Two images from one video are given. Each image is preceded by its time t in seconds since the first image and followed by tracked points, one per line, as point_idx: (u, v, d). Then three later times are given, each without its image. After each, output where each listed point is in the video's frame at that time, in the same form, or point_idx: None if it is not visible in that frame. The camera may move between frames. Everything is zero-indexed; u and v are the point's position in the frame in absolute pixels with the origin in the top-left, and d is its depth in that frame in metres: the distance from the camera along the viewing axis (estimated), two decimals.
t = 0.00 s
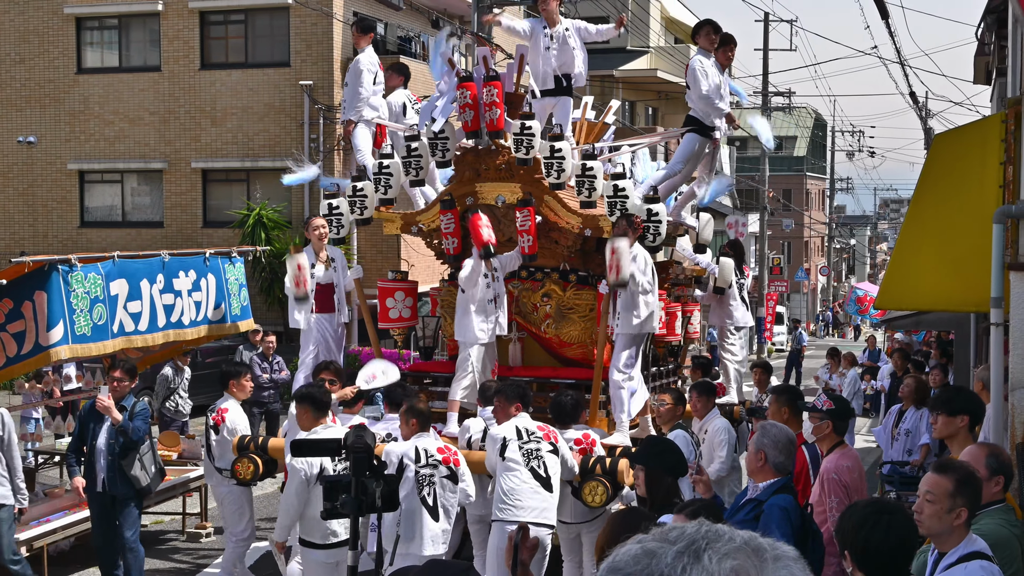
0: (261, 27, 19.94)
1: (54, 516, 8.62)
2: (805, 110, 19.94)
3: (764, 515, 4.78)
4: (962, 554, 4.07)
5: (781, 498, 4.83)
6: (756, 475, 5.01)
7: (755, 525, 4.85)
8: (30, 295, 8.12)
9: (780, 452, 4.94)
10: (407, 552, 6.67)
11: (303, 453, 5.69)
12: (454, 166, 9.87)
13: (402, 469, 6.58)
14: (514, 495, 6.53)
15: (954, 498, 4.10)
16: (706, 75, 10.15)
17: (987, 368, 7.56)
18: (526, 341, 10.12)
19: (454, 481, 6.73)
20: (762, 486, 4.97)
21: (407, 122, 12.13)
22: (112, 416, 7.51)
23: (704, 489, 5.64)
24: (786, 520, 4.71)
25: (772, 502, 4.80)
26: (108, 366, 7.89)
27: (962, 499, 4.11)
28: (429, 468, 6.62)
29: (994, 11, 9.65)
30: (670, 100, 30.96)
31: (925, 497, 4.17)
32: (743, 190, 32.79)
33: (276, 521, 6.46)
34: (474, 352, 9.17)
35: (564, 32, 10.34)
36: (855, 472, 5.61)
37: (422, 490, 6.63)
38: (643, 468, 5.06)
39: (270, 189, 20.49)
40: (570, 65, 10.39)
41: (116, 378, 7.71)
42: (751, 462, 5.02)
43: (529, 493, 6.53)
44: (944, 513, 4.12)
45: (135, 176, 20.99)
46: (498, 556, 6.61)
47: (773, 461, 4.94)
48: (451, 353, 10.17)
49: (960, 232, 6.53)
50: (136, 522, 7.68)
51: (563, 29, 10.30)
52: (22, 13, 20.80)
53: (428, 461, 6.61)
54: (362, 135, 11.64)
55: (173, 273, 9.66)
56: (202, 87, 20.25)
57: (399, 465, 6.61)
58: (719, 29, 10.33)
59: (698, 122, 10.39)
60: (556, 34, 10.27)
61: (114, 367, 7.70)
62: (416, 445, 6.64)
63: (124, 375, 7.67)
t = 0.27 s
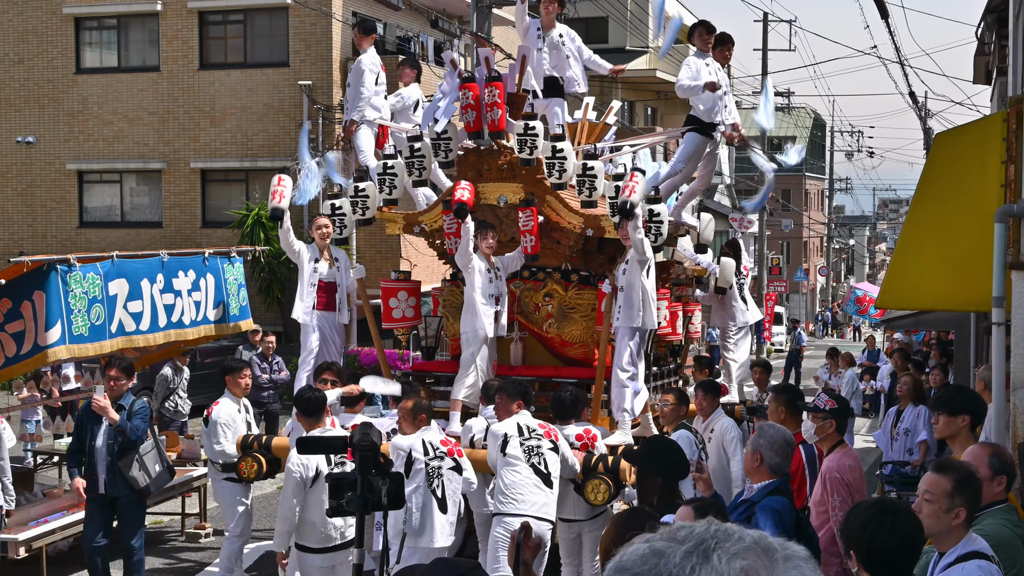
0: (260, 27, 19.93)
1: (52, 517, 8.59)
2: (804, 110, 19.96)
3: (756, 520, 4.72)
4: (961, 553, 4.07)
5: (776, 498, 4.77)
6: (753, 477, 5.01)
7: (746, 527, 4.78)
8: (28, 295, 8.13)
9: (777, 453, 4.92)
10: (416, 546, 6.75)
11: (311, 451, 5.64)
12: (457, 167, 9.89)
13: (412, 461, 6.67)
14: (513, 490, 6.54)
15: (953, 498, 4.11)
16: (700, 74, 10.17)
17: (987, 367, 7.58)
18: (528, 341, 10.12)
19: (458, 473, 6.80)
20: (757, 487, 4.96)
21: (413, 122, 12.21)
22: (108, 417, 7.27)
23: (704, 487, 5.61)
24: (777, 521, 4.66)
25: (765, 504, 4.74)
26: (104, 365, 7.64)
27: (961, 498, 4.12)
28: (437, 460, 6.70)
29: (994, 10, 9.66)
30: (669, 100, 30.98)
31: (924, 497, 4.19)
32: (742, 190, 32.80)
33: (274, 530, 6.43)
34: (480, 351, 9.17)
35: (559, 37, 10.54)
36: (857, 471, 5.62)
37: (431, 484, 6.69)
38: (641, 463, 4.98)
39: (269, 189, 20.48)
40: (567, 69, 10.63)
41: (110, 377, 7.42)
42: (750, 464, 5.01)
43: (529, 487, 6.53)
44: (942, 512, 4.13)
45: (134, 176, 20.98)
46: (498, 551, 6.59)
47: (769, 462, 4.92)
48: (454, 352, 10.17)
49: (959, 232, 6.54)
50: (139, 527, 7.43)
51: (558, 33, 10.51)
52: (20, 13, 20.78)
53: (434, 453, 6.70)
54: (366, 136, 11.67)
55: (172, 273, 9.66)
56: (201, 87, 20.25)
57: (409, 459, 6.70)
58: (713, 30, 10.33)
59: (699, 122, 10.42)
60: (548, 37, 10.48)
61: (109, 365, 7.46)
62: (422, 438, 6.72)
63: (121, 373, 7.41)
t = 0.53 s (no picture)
0: (259, 28, 19.92)
1: (50, 518, 8.56)
2: (803, 110, 19.96)
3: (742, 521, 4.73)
4: (960, 551, 4.04)
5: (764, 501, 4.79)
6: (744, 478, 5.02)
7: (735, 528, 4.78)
8: (26, 296, 8.11)
9: (767, 455, 4.89)
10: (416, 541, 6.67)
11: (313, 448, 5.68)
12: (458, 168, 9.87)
13: (417, 458, 6.61)
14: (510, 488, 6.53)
15: (953, 498, 4.11)
16: (696, 77, 10.13)
17: (987, 367, 7.57)
18: (529, 341, 10.11)
19: (462, 471, 6.76)
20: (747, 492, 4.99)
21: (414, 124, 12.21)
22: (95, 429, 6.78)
23: (705, 488, 5.52)
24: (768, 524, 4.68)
25: (753, 507, 4.75)
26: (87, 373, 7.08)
27: (961, 499, 4.11)
28: (441, 456, 6.66)
29: (993, 10, 9.65)
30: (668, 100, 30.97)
31: (924, 497, 4.19)
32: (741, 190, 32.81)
33: (276, 526, 6.34)
34: (477, 348, 9.14)
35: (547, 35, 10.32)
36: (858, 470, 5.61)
37: (436, 480, 6.64)
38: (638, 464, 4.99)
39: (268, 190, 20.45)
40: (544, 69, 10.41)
41: (99, 387, 6.93)
42: (745, 466, 5.00)
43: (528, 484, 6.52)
44: (942, 512, 4.12)
45: (133, 177, 20.96)
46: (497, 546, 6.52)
47: (760, 463, 4.91)
48: (455, 352, 10.17)
49: (959, 232, 6.54)
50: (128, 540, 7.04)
51: (546, 31, 10.30)
52: (19, 13, 20.77)
53: (439, 450, 6.67)
54: (367, 137, 11.66)
55: (171, 273, 9.65)
56: (200, 88, 20.24)
57: (414, 455, 6.63)
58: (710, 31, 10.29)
59: (699, 122, 10.39)
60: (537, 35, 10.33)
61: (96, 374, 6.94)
62: (427, 434, 6.69)
63: (109, 382, 6.91)
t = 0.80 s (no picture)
0: (259, 28, 19.92)
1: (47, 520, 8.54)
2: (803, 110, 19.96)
3: (738, 518, 4.67)
4: (962, 551, 4.03)
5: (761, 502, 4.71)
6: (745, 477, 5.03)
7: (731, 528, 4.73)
8: (26, 296, 8.10)
9: (767, 454, 4.89)
10: (419, 539, 6.62)
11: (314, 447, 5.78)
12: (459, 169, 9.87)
13: (421, 455, 6.64)
14: (509, 488, 6.57)
15: (954, 498, 4.10)
16: (696, 77, 10.21)
17: (987, 367, 7.57)
18: (530, 341, 10.11)
19: (465, 470, 6.78)
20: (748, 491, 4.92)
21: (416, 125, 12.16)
22: (69, 430, 6.72)
23: (711, 487, 5.51)
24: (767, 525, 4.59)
25: (751, 507, 4.67)
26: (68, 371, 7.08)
27: (962, 498, 4.10)
28: (446, 455, 6.70)
29: (993, 10, 9.65)
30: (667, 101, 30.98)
31: (925, 497, 4.18)
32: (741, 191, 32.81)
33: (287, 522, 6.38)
34: (478, 348, 9.15)
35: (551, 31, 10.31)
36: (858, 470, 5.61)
37: (440, 478, 6.65)
38: (637, 464, 4.99)
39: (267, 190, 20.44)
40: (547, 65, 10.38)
41: (75, 383, 6.90)
42: (745, 466, 5.01)
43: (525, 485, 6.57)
44: (944, 512, 4.11)
45: (132, 178, 20.95)
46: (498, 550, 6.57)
47: (759, 463, 4.91)
48: (455, 352, 10.17)
49: (959, 233, 6.53)
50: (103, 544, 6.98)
51: (550, 27, 10.29)
52: (19, 14, 20.78)
53: (444, 448, 6.70)
54: (367, 138, 11.68)
55: (170, 274, 9.64)
56: (199, 88, 20.24)
57: (418, 453, 6.66)
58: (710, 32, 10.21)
59: (699, 123, 10.39)
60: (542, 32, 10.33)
61: (72, 372, 6.91)
62: (432, 432, 6.70)
63: (85, 380, 6.87)
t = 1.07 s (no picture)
0: (258, 29, 19.91)
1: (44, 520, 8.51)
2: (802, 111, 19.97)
3: (736, 517, 4.67)
4: (967, 553, 4.04)
5: (759, 503, 4.70)
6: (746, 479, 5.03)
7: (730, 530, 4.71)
8: (25, 296, 8.08)
9: (766, 456, 4.88)
10: (422, 542, 6.64)
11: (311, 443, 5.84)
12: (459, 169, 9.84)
13: (424, 459, 6.64)
14: (507, 492, 6.58)
15: (957, 498, 4.10)
16: (698, 79, 10.16)
17: (986, 367, 7.57)
18: (530, 342, 10.12)
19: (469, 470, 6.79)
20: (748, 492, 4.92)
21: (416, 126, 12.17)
22: (40, 440, 6.26)
23: (718, 487, 5.47)
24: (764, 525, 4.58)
25: (749, 509, 4.67)
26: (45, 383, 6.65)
27: (965, 499, 4.10)
28: (448, 458, 6.68)
29: (991, 11, 9.66)
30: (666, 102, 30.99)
31: (928, 497, 4.17)
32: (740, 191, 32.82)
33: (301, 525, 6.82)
34: (478, 352, 9.17)
35: (558, 37, 10.41)
36: (857, 470, 5.60)
37: (444, 481, 6.65)
38: (636, 464, 4.99)
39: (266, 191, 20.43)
40: (560, 69, 10.44)
41: (52, 395, 6.47)
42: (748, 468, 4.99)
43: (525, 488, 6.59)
44: (947, 512, 4.11)
45: (131, 178, 20.95)
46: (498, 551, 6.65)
47: (759, 465, 4.91)
48: (456, 352, 10.17)
49: (959, 232, 6.53)
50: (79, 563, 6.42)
51: (557, 33, 10.39)
52: (18, 14, 20.79)
53: (445, 451, 6.69)
54: (367, 138, 11.69)
55: (169, 274, 9.63)
56: (198, 89, 20.23)
57: (421, 458, 6.66)
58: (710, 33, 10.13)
59: (700, 124, 10.39)
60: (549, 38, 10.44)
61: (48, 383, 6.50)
62: (433, 436, 6.69)
63: (61, 390, 6.46)
